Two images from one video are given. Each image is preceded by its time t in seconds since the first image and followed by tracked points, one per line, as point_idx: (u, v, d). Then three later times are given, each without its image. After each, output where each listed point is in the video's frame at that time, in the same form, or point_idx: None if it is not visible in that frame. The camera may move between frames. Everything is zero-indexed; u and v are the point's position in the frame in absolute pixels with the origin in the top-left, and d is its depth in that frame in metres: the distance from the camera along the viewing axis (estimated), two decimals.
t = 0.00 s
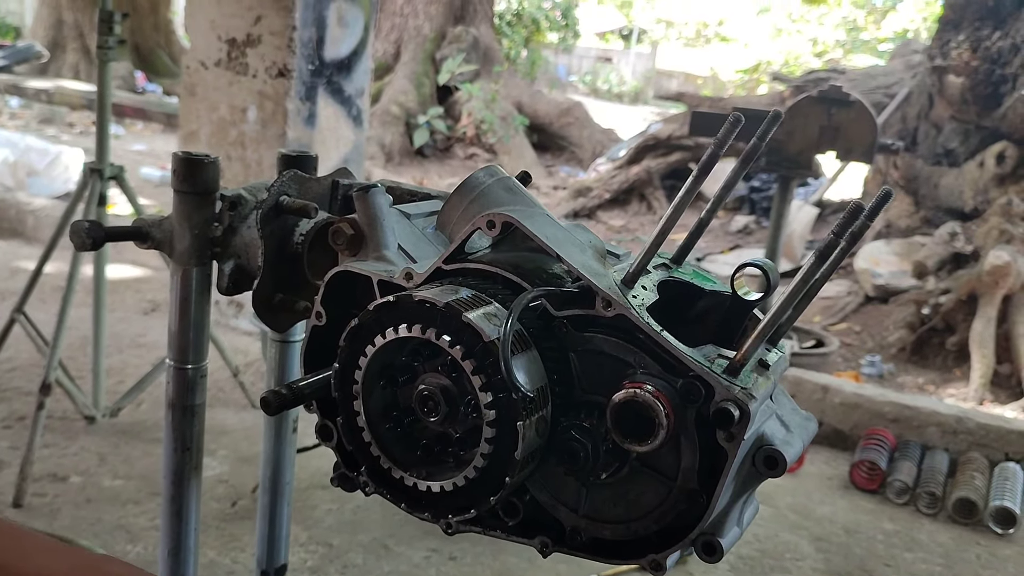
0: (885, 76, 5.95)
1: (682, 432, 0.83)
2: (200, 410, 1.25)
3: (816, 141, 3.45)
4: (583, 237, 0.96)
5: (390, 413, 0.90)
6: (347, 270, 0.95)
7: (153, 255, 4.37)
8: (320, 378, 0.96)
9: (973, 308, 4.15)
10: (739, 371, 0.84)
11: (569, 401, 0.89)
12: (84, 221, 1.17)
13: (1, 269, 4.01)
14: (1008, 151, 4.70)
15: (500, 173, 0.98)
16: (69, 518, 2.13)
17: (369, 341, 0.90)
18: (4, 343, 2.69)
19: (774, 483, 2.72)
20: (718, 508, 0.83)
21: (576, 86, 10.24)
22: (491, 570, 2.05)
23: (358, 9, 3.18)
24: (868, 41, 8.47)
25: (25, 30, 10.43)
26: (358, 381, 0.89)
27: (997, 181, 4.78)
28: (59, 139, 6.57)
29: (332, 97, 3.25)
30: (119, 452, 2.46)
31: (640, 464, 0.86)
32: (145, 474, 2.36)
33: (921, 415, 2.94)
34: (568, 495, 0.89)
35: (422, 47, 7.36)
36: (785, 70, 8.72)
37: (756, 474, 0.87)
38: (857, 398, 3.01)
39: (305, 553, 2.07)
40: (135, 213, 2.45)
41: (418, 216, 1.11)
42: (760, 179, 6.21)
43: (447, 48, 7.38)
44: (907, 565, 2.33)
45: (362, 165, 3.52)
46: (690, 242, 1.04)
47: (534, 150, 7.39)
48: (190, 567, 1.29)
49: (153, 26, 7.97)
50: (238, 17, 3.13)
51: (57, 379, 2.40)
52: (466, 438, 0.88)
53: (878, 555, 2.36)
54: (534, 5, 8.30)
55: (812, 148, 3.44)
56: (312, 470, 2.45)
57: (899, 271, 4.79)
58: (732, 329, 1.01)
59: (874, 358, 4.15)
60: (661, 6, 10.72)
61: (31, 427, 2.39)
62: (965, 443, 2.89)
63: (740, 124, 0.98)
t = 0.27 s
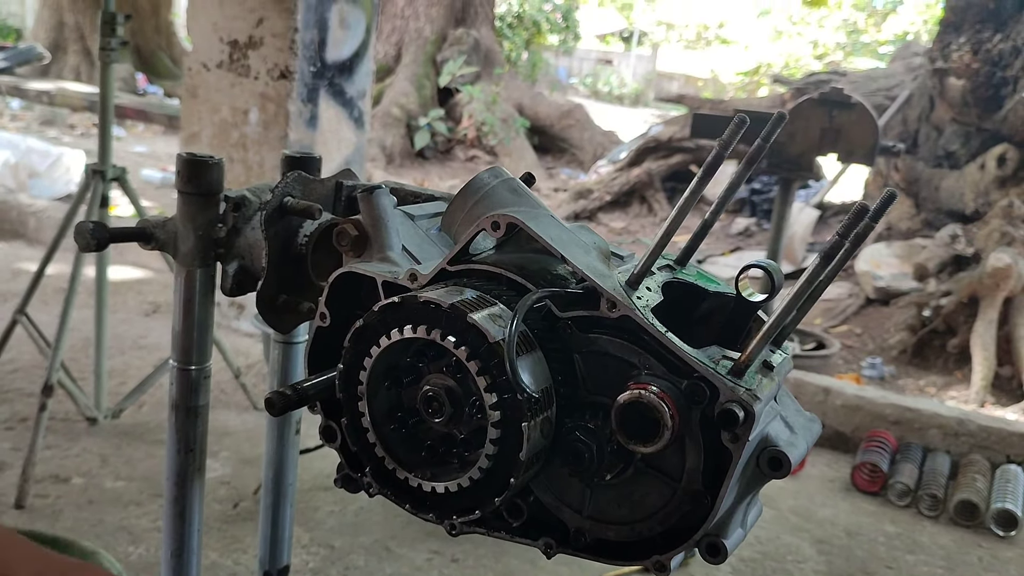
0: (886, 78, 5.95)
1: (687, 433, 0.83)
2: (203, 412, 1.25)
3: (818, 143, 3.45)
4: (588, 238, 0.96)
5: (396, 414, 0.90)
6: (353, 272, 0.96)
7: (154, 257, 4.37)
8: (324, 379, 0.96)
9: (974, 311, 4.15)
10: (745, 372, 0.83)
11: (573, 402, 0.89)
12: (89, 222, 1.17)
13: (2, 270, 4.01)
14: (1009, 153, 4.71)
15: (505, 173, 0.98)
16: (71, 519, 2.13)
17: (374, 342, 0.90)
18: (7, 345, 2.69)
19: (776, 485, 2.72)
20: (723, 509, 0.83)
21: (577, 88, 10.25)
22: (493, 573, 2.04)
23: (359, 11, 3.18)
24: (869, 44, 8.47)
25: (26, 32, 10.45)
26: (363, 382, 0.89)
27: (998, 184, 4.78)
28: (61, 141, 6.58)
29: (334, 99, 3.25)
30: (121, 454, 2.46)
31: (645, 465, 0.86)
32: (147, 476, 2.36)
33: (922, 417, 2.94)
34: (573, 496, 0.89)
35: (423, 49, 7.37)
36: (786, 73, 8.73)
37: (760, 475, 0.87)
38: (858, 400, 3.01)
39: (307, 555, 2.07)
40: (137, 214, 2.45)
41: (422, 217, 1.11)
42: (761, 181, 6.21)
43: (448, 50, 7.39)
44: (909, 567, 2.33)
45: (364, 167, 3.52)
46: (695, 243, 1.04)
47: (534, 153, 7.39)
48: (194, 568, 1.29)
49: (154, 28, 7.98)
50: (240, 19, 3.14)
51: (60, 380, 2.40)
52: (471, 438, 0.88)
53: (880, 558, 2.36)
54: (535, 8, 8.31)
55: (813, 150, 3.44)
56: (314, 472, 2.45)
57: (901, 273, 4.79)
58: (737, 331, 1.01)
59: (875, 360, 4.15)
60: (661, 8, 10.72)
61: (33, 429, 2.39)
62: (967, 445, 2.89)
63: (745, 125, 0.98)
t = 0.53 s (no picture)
0: (886, 81, 5.96)
1: (686, 436, 0.83)
2: (203, 414, 1.26)
3: (817, 145, 3.45)
4: (586, 242, 0.96)
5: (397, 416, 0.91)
6: (352, 275, 0.96)
7: (154, 259, 4.37)
8: (324, 382, 0.96)
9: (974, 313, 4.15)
10: (743, 375, 0.84)
11: (572, 405, 0.89)
12: (89, 225, 1.17)
13: (2, 272, 4.02)
14: (1009, 156, 4.71)
15: (504, 177, 0.98)
16: (70, 522, 2.13)
17: (373, 345, 0.90)
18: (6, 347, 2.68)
19: (775, 488, 2.72)
20: (722, 512, 0.83)
21: (577, 90, 10.26)
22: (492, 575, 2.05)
23: (359, 13, 3.20)
24: (869, 46, 8.47)
25: (27, 33, 10.46)
26: (363, 385, 0.89)
27: (998, 186, 4.79)
28: (61, 143, 6.58)
29: (334, 101, 3.26)
30: (121, 456, 2.47)
31: (643, 469, 0.86)
32: (146, 478, 2.36)
33: (922, 420, 2.94)
34: (572, 499, 0.89)
35: (423, 51, 7.37)
36: (786, 75, 8.73)
37: (758, 478, 0.87)
38: (858, 403, 3.01)
39: (307, 557, 2.07)
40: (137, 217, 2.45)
41: (422, 220, 1.11)
42: (761, 183, 6.21)
43: (449, 53, 7.41)
44: (909, 570, 2.33)
45: (364, 169, 3.53)
46: (694, 246, 1.04)
47: (535, 155, 7.40)
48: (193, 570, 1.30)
49: (155, 29, 7.99)
50: (240, 21, 3.14)
51: (59, 382, 2.40)
52: (470, 441, 0.88)
53: (880, 560, 2.36)
54: (536, 10, 8.31)
55: (812, 152, 3.45)
56: (314, 474, 2.46)
57: (901, 275, 4.79)
58: (735, 334, 1.01)
59: (875, 362, 4.15)
60: (662, 10, 10.73)
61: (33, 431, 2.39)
62: (966, 447, 2.89)
63: (743, 129, 0.98)
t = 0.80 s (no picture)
0: (887, 83, 5.96)
1: (689, 438, 0.83)
2: (206, 416, 1.27)
3: (818, 147, 3.46)
4: (589, 245, 0.97)
5: (399, 418, 0.91)
6: (355, 277, 0.96)
7: (156, 261, 4.38)
8: (328, 385, 0.96)
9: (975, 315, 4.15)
10: (747, 378, 0.84)
11: (576, 407, 0.89)
12: (93, 228, 1.18)
13: (4, 274, 4.02)
14: (1009, 158, 4.72)
15: (507, 180, 0.98)
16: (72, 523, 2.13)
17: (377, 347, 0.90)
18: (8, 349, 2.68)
19: (777, 490, 2.72)
20: (725, 514, 0.83)
21: (577, 92, 10.26)
22: None
23: (360, 16, 3.23)
24: (869, 48, 8.47)
25: (28, 35, 10.47)
26: (367, 387, 0.89)
27: (998, 188, 4.79)
28: (62, 145, 6.58)
29: (335, 103, 3.26)
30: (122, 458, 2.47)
31: (647, 471, 0.86)
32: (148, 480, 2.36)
33: (923, 422, 2.94)
34: (575, 501, 0.89)
35: (424, 54, 7.38)
36: (786, 77, 8.73)
37: (761, 481, 0.87)
38: (859, 405, 3.02)
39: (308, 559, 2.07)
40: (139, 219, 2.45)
41: (425, 223, 1.11)
42: (761, 186, 6.22)
43: (449, 55, 7.42)
44: (910, 572, 2.33)
45: (365, 171, 3.53)
46: (696, 249, 1.04)
47: (535, 157, 7.40)
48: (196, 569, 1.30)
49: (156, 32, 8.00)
50: (242, 24, 3.15)
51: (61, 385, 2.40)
52: (474, 443, 0.88)
53: (881, 562, 2.36)
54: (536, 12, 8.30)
55: (813, 155, 3.45)
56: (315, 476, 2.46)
57: (902, 278, 4.79)
58: (739, 336, 1.01)
59: (876, 364, 4.15)
60: (662, 13, 10.73)
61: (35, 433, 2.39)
62: (968, 449, 2.89)
63: (746, 132, 0.99)
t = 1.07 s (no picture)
0: (887, 85, 5.97)
1: (689, 441, 0.84)
2: (208, 419, 1.26)
3: (818, 149, 3.46)
4: (590, 247, 0.97)
5: (398, 422, 0.90)
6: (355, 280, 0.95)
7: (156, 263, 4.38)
8: (329, 387, 0.96)
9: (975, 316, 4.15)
10: (746, 381, 0.84)
11: (577, 410, 0.90)
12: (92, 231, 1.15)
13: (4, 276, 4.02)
14: (1009, 159, 4.72)
15: (508, 183, 0.99)
16: (74, 525, 2.13)
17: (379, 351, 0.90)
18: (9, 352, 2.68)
19: (777, 492, 2.72)
20: (726, 516, 0.83)
21: (577, 94, 10.28)
22: None
23: (360, 18, 3.22)
24: (869, 50, 8.47)
25: (28, 37, 10.48)
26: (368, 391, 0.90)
27: (998, 190, 4.80)
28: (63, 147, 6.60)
29: (336, 105, 3.26)
30: (124, 460, 2.47)
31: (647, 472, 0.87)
32: (149, 482, 2.36)
33: (924, 423, 2.94)
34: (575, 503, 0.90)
35: (424, 55, 7.39)
36: (786, 79, 8.74)
37: (762, 483, 0.88)
38: (859, 407, 3.02)
39: (310, 561, 2.07)
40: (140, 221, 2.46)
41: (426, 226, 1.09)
42: (762, 187, 6.23)
43: (450, 56, 7.42)
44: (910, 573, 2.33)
45: (366, 173, 3.54)
46: (697, 251, 1.05)
47: (535, 158, 7.41)
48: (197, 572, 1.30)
49: (156, 34, 8.05)
50: (243, 26, 3.15)
51: (63, 387, 2.41)
52: (475, 447, 0.88)
53: (882, 564, 2.36)
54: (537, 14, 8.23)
55: (813, 156, 3.46)
56: (316, 478, 2.46)
57: (902, 279, 4.80)
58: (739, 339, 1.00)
59: (877, 366, 4.16)
60: (662, 14, 10.74)
61: (37, 434, 2.39)
62: (968, 451, 2.89)
63: (747, 136, 0.99)
